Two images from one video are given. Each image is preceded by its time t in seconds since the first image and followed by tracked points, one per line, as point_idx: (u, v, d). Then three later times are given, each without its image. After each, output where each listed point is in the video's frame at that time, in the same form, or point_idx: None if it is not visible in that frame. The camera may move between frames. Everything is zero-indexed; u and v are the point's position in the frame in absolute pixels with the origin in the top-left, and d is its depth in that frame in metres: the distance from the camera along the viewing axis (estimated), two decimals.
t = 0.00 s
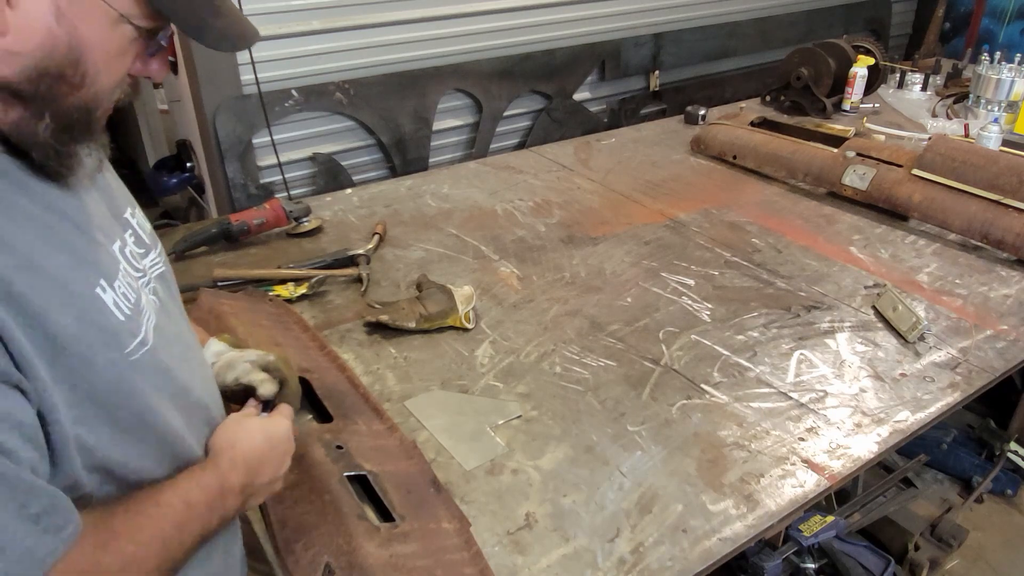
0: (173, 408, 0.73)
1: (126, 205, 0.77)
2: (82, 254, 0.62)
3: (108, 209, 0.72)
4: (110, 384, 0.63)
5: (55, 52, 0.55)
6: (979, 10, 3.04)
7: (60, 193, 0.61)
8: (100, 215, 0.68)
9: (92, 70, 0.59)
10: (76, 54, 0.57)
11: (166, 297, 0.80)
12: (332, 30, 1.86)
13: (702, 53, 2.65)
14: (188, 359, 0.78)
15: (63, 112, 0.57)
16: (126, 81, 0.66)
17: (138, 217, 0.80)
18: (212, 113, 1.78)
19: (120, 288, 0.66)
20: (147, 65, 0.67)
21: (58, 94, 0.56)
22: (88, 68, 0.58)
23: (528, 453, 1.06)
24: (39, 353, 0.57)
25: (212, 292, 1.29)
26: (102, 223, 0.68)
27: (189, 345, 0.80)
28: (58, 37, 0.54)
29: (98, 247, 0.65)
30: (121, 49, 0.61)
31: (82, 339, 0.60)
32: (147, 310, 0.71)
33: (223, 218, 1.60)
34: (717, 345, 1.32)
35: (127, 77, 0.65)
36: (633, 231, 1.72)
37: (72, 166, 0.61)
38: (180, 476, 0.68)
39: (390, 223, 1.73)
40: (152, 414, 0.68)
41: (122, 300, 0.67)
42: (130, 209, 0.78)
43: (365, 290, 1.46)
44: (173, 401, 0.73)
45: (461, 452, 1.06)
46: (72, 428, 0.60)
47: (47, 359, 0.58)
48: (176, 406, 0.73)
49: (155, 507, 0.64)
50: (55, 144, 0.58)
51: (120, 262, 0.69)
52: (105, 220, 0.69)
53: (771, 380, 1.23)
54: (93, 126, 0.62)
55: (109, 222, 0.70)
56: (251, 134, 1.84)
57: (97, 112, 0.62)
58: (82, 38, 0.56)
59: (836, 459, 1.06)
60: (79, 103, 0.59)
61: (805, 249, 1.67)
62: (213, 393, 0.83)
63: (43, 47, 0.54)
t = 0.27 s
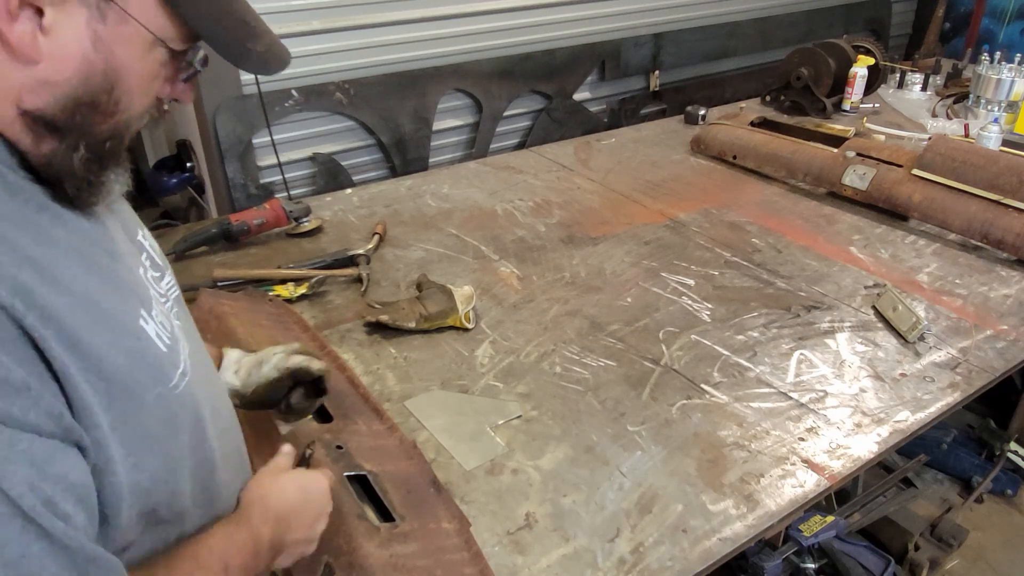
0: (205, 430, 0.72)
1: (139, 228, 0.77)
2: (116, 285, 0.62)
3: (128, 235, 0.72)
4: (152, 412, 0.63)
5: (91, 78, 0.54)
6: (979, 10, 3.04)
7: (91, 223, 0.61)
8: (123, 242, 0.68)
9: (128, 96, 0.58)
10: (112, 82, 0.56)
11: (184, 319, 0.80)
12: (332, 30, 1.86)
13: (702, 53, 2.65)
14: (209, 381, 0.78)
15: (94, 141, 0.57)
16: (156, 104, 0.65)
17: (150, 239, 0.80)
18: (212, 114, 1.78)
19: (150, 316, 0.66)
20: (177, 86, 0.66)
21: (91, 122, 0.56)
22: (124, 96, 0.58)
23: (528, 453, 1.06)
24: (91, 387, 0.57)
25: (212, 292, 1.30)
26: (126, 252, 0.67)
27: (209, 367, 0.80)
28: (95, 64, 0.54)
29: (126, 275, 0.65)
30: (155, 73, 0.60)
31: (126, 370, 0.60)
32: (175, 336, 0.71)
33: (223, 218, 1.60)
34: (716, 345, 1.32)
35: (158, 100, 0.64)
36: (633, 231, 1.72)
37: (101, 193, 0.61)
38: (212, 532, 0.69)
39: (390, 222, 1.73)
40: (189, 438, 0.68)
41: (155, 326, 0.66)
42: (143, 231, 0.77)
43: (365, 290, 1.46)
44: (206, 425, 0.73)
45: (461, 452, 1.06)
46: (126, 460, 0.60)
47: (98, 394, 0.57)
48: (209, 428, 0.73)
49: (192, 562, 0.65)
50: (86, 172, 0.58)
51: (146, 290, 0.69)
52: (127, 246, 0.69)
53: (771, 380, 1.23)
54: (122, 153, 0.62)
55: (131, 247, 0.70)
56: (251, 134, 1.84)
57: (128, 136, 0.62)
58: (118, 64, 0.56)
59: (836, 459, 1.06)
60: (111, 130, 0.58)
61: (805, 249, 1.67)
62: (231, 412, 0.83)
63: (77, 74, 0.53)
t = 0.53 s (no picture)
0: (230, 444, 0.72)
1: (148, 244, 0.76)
2: (136, 305, 0.61)
3: (139, 253, 0.71)
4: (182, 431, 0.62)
5: (112, 95, 0.53)
6: (979, 10, 3.04)
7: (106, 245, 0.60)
8: (134, 259, 0.67)
9: (147, 113, 0.57)
10: (133, 100, 0.55)
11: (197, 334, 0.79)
12: (332, 30, 1.86)
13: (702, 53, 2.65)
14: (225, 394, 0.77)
15: (114, 159, 0.56)
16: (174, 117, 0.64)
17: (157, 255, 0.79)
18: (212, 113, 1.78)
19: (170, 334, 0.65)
20: (195, 99, 0.65)
21: (109, 139, 0.55)
22: (143, 114, 0.56)
23: (528, 453, 1.06)
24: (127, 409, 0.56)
25: (212, 292, 1.30)
26: (138, 271, 0.66)
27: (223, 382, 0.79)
28: (116, 80, 0.53)
29: (144, 294, 0.64)
30: (174, 87, 0.59)
31: (154, 390, 0.59)
32: (193, 353, 0.70)
33: (223, 218, 1.60)
34: (716, 345, 1.32)
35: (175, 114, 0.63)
36: (633, 231, 1.72)
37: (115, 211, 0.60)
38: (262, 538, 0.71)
39: (390, 222, 1.73)
40: (217, 454, 0.68)
41: (176, 346, 0.66)
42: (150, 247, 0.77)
43: (365, 290, 1.46)
44: (230, 440, 0.73)
45: (461, 452, 1.06)
46: (165, 481, 0.60)
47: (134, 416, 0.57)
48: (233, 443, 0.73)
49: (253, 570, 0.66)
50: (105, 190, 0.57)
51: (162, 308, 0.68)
52: (139, 265, 0.68)
53: (771, 380, 1.23)
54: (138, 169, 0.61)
55: (142, 266, 0.69)
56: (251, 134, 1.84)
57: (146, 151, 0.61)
58: (138, 79, 0.55)
59: (836, 460, 1.06)
60: (129, 148, 0.57)
61: (805, 249, 1.67)
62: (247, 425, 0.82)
63: (95, 91, 0.52)
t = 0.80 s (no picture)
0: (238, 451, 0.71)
1: (153, 251, 0.75)
2: (145, 313, 0.60)
3: (144, 259, 0.70)
4: (191, 440, 0.61)
5: (123, 98, 0.52)
6: (979, 10, 3.04)
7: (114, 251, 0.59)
8: (140, 265, 0.66)
9: (159, 115, 0.56)
10: (146, 102, 0.54)
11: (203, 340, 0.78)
12: (332, 30, 1.86)
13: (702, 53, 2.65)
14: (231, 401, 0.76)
15: (126, 163, 0.55)
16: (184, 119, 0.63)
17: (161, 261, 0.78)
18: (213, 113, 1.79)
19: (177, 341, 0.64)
20: (205, 100, 0.65)
21: (120, 143, 0.54)
22: (155, 117, 0.55)
23: (528, 453, 1.06)
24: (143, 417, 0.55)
25: (213, 292, 1.30)
26: (148, 279, 0.65)
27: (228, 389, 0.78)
28: (127, 83, 0.52)
29: (152, 300, 0.63)
30: (184, 89, 0.58)
31: (165, 399, 0.58)
32: (203, 361, 0.70)
33: (223, 218, 1.60)
34: (716, 345, 1.32)
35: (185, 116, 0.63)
36: (633, 231, 1.72)
37: (124, 216, 0.59)
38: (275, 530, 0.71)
39: (390, 223, 1.73)
40: (224, 462, 0.67)
41: (184, 352, 0.65)
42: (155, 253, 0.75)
43: (365, 290, 1.46)
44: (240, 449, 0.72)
45: (461, 452, 1.06)
46: (178, 490, 0.59)
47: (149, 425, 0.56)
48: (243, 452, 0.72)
49: (269, 564, 0.66)
50: (115, 196, 0.56)
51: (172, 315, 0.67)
52: (145, 271, 0.67)
53: (771, 379, 1.23)
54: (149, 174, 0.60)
55: (148, 272, 0.67)
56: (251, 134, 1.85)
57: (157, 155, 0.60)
58: (149, 81, 0.54)
59: (836, 459, 1.06)
60: (139, 153, 0.56)
61: (805, 249, 1.67)
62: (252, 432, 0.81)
63: (105, 94, 0.51)
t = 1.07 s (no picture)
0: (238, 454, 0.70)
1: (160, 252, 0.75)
2: (154, 313, 0.60)
3: (153, 259, 0.70)
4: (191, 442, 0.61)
5: (135, 106, 0.53)
6: (979, 10, 3.04)
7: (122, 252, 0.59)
8: (149, 266, 0.66)
9: (170, 118, 0.56)
10: (157, 106, 0.54)
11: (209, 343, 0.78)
12: (332, 30, 1.86)
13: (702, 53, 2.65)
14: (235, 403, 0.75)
15: (134, 165, 0.56)
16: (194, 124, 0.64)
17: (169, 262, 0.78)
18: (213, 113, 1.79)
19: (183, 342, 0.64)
20: (214, 107, 0.65)
21: (129, 151, 0.54)
22: (164, 120, 0.56)
23: (528, 453, 1.06)
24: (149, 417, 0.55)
25: (213, 292, 1.30)
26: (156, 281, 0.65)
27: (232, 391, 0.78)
28: (139, 90, 0.52)
29: (161, 301, 0.63)
30: (196, 96, 0.58)
31: (169, 400, 0.58)
32: (209, 364, 0.69)
33: (223, 217, 1.60)
34: (716, 345, 1.32)
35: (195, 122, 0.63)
36: (633, 231, 1.72)
37: (130, 218, 0.59)
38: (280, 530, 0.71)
39: (390, 222, 1.73)
40: (223, 465, 0.67)
41: (193, 354, 0.65)
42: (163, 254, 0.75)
43: (365, 290, 1.46)
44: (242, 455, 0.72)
45: (461, 452, 1.06)
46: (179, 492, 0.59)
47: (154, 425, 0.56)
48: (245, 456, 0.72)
49: (271, 567, 0.66)
50: (123, 199, 0.57)
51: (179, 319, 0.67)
52: (154, 273, 0.67)
53: (771, 380, 1.23)
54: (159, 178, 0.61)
55: (156, 272, 0.67)
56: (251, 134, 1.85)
57: (167, 160, 0.60)
58: (161, 89, 0.54)
59: (836, 459, 1.06)
60: (149, 157, 0.56)
61: (805, 249, 1.67)
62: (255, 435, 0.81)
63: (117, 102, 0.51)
